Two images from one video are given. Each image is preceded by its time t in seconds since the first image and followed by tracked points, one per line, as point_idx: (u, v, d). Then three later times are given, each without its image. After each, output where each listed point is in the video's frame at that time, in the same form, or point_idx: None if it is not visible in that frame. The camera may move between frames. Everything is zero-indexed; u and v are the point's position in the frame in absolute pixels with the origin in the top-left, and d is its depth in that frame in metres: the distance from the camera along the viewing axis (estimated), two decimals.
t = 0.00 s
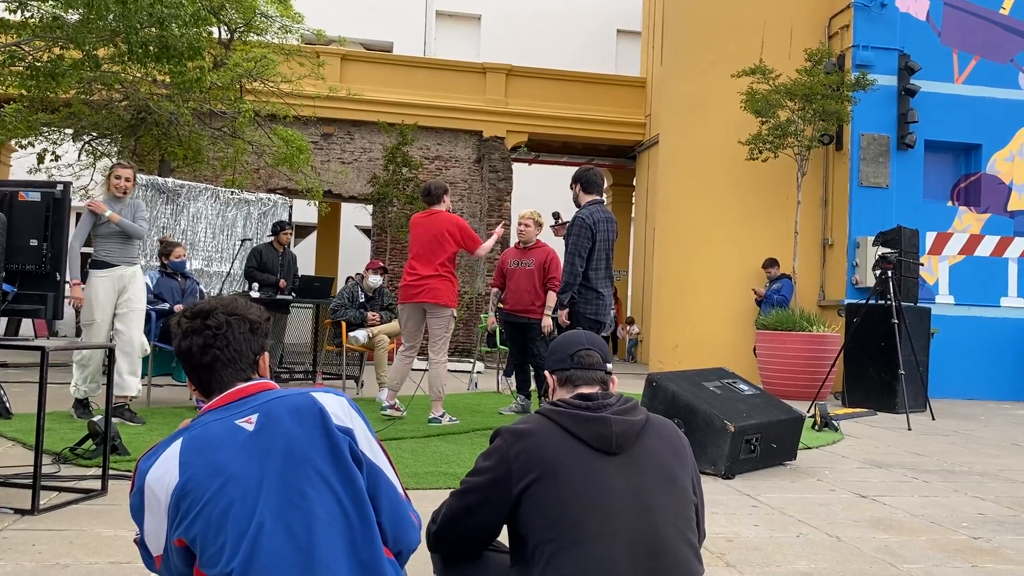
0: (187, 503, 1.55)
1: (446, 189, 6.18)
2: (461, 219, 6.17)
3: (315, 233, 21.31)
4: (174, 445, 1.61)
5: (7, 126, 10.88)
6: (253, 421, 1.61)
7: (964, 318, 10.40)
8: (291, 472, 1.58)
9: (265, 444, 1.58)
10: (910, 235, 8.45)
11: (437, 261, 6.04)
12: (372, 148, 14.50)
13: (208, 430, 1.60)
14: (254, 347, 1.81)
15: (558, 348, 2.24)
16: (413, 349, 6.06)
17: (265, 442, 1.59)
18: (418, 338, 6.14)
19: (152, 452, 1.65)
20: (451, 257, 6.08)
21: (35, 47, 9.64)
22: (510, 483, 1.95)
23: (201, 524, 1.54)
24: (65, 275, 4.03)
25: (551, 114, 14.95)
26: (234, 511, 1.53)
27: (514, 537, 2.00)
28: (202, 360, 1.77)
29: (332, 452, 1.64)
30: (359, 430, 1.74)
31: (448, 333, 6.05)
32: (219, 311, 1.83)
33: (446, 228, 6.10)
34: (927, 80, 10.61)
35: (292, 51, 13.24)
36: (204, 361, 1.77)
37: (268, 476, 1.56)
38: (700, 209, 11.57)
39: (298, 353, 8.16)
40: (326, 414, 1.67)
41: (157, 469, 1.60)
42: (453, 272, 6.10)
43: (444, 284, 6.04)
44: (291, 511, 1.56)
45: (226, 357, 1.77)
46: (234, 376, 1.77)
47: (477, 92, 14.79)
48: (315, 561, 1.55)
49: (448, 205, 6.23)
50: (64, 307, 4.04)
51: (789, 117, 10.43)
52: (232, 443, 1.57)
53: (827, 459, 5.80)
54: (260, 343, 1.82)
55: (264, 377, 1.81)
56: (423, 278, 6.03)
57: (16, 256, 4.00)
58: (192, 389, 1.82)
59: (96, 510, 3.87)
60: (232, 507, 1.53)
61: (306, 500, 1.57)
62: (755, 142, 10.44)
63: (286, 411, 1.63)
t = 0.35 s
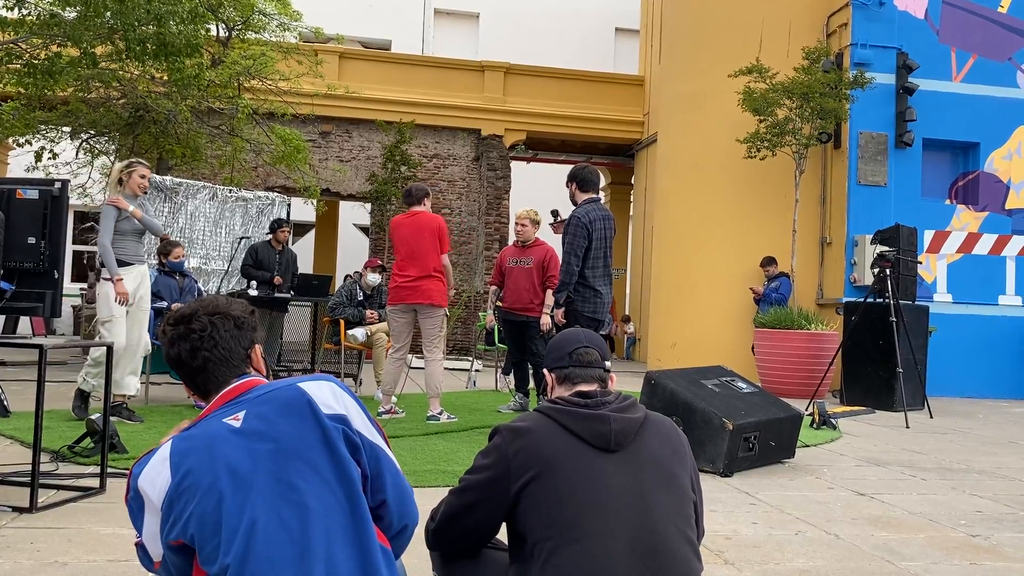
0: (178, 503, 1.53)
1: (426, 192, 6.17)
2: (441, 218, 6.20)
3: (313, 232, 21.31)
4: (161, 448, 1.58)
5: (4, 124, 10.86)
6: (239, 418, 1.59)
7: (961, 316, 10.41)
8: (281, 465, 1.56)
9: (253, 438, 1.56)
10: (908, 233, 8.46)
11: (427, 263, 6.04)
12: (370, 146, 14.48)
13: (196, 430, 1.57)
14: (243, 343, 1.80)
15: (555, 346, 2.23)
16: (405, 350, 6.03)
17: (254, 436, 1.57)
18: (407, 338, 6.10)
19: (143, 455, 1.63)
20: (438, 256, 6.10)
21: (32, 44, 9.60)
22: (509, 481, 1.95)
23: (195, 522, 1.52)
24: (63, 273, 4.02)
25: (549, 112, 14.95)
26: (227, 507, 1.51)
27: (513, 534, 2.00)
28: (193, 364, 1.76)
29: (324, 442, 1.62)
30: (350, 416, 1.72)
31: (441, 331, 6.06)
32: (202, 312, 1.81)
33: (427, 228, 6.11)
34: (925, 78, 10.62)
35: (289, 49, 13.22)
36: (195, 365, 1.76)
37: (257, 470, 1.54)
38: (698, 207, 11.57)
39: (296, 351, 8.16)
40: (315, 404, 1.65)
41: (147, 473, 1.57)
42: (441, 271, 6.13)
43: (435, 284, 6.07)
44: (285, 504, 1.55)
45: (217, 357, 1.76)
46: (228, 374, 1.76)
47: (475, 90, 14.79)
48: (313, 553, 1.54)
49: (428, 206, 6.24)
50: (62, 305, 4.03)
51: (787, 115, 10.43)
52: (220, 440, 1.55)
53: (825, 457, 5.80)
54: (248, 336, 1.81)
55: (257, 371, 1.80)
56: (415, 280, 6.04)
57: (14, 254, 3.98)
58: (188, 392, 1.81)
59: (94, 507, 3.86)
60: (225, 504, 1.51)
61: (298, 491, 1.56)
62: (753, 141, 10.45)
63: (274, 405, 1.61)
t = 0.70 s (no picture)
0: (175, 502, 1.53)
1: (418, 187, 6.14)
2: (417, 213, 6.11)
3: (311, 230, 21.30)
4: (158, 447, 1.59)
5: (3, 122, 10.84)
6: (236, 416, 1.59)
7: (959, 315, 10.42)
8: (276, 461, 1.54)
9: (247, 435, 1.55)
10: (906, 232, 8.47)
11: (400, 260, 6.06)
12: (368, 145, 14.46)
13: (192, 429, 1.58)
14: (239, 340, 1.79)
15: (553, 346, 2.23)
16: (399, 351, 6.03)
17: (248, 433, 1.56)
18: (401, 337, 6.10)
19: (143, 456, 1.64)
20: (413, 253, 6.06)
21: (30, 43, 9.57)
22: (508, 479, 1.95)
23: (191, 521, 1.51)
24: (61, 272, 4.03)
25: (547, 111, 14.94)
26: (222, 506, 1.51)
27: (512, 534, 2.00)
28: (192, 367, 1.76)
29: (319, 437, 1.60)
30: (348, 410, 1.70)
31: (433, 327, 6.06)
32: (193, 314, 1.80)
33: (397, 226, 6.12)
34: (923, 77, 10.63)
35: (288, 48, 13.21)
36: (194, 368, 1.76)
37: (251, 467, 1.53)
38: (697, 206, 11.57)
39: (294, 350, 8.16)
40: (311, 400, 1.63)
41: (145, 473, 1.58)
42: (418, 268, 6.06)
43: (408, 281, 6.02)
44: (279, 501, 1.53)
45: (216, 358, 1.75)
46: (228, 372, 1.76)
47: (473, 89, 14.78)
48: (309, 551, 1.52)
49: (419, 203, 6.20)
50: (60, 303, 4.03)
51: (786, 114, 10.43)
52: (215, 438, 1.55)
53: (824, 455, 5.81)
54: (242, 331, 1.81)
55: (258, 366, 1.80)
56: (388, 278, 6.09)
57: (11, 254, 3.97)
58: (192, 396, 1.82)
59: (93, 507, 3.86)
60: (220, 502, 1.51)
61: (294, 488, 1.54)
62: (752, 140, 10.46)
63: (268, 401, 1.59)
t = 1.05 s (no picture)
0: (177, 502, 1.53)
1: (433, 190, 6.21)
2: (423, 216, 6.16)
3: (310, 230, 21.31)
4: (161, 445, 1.58)
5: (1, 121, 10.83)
6: (236, 414, 1.58)
7: (958, 314, 10.43)
8: (277, 459, 1.54)
9: (247, 434, 1.55)
10: (905, 231, 8.48)
11: (399, 261, 6.12)
12: (367, 144, 14.45)
13: (193, 429, 1.57)
14: (240, 337, 1.79)
15: (554, 344, 2.23)
16: (402, 350, 6.04)
17: (247, 431, 1.55)
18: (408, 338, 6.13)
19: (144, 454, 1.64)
20: (416, 255, 6.09)
21: (28, 43, 9.55)
22: (508, 478, 1.95)
23: (192, 521, 1.51)
24: (60, 271, 4.04)
25: (547, 110, 14.94)
26: (223, 504, 1.50)
27: (512, 533, 2.00)
28: (194, 367, 1.75)
29: (321, 436, 1.60)
30: (349, 409, 1.69)
31: (434, 329, 6.05)
32: (192, 315, 1.79)
33: (403, 227, 6.18)
34: (922, 75, 10.64)
35: (287, 47, 13.21)
36: (196, 369, 1.75)
37: (252, 466, 1.52)
38: (697, 205, 11.56)
39: (294, 349, 8.16)
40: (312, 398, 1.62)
41: (147, 471, 1.58)
42: (421, 270, 6.09)
43: (409, 282, 6.05)
44: (280, 500, 1.52)
45: (217, 357, 1.75)
46: (228, 370, 1.76)
47: (472, 88, 14.78)
48: (310, 550, 1.52)
49: (432, 206, 6.25)
50: (58, 303, 4.04)
51: (785, 113, 10.43)
52: (215, 437, 1.54)
53: (823, 454, 5.81)
54: (242, 329, 1.80)
55: (257, 363, 1.80)
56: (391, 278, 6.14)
57: (8, 253, 3.96)
58: (195, 395, 1.81)
59: (92, 507, 3.85)
60: (221, 501, 1.51)
61: (294, 488, 1.53)
62: (751, 139, 10.46)
63: (268, 400, 1.59)
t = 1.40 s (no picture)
0: (171, 506, 1.53)
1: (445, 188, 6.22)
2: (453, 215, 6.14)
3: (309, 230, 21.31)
4: (150, 453, 1.58)
5: None
6: (218, 415, 1.55)
7: (957, 313, 10.44)
8: (260, 456, 1.50)
9: (229, 434, 1.52)
10: (904, 230, 8.48)
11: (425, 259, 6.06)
12: (366, 144, 14.45)
13: (179, 432, 1.56)
14: (212, 349, 1.79)
15: (552, 344, 2.24)
16: (410, 347, 6.06)
17: (229, 432, 1.52)
18: (417, 338, 6.14)
19: (138, 459, 1.63)
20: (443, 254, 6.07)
21: (27, 43, 9.53)
22: (507, 478, 1.95)
23: (186, 523, 1.50)
24: (58, 271, 4.02)
25: (546, 110, 14.95)
26: (212, 505, 1.48)
27: (512, 533, 2.00)
28: (171, 381, 1.73)
29: (304, 429, 1.55)
30: (330, 402, 1.65)
31: (445, 330, 6.04)
32: (164, 332, 1.78)
33: (434, 224, 6.11)
34: (920, 75, 10.65)
35: (286, 47, 13.20)
36: (174, 382, 1.73)
37: (236, 464, 1.49)
38: (696, 205, 11.57)
39: (293, 350, 8.16)
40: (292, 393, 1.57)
41: (141, 477, 1.58)
42: (445, 270, 6.08)
43: (436, 282, 6.03)
44: (267, 497, 1.48)
45: (194, 367, 1.74)
46: (206, 380, 1.75)
47: (471, 88, 14.77)
48: (301, 542, 1.48)
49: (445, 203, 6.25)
50: (57, 303, 4.04)
51: (785, 112, 10.44)
52: (199, 440, 1.52)
53: (822, 454, 5.82)
54: (213, 341, 1.81)
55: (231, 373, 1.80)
56: (415, 276, 6.04)
57: (8, 253, 3.97)
58: (171, 415, 1.78)
59: (91, 507, 3.85)
60: (210, 502, 1.48)
61: (280, 483, 1.49)
62: (751, 139, 10.47)
63: (248, 398, 1.55)
